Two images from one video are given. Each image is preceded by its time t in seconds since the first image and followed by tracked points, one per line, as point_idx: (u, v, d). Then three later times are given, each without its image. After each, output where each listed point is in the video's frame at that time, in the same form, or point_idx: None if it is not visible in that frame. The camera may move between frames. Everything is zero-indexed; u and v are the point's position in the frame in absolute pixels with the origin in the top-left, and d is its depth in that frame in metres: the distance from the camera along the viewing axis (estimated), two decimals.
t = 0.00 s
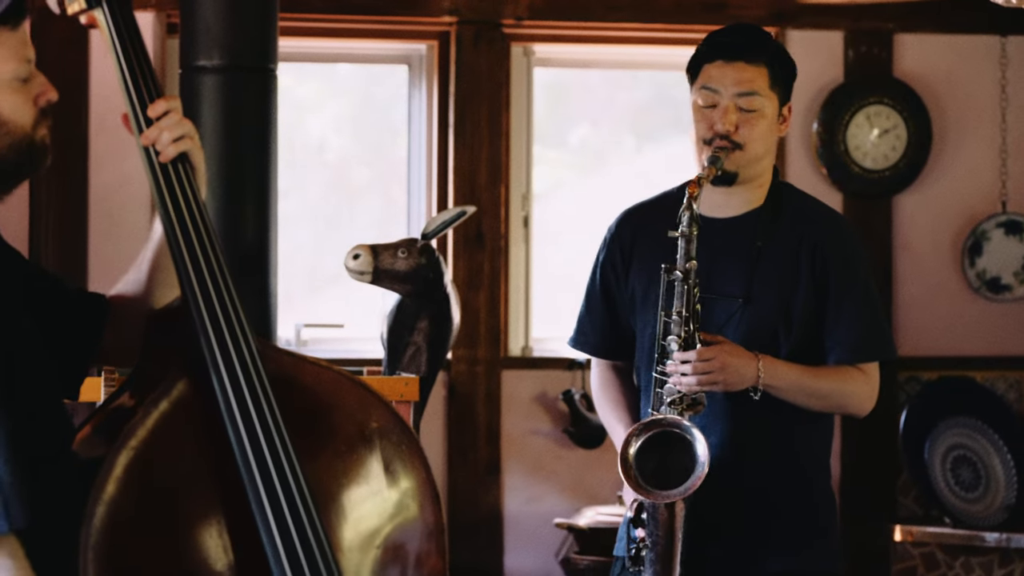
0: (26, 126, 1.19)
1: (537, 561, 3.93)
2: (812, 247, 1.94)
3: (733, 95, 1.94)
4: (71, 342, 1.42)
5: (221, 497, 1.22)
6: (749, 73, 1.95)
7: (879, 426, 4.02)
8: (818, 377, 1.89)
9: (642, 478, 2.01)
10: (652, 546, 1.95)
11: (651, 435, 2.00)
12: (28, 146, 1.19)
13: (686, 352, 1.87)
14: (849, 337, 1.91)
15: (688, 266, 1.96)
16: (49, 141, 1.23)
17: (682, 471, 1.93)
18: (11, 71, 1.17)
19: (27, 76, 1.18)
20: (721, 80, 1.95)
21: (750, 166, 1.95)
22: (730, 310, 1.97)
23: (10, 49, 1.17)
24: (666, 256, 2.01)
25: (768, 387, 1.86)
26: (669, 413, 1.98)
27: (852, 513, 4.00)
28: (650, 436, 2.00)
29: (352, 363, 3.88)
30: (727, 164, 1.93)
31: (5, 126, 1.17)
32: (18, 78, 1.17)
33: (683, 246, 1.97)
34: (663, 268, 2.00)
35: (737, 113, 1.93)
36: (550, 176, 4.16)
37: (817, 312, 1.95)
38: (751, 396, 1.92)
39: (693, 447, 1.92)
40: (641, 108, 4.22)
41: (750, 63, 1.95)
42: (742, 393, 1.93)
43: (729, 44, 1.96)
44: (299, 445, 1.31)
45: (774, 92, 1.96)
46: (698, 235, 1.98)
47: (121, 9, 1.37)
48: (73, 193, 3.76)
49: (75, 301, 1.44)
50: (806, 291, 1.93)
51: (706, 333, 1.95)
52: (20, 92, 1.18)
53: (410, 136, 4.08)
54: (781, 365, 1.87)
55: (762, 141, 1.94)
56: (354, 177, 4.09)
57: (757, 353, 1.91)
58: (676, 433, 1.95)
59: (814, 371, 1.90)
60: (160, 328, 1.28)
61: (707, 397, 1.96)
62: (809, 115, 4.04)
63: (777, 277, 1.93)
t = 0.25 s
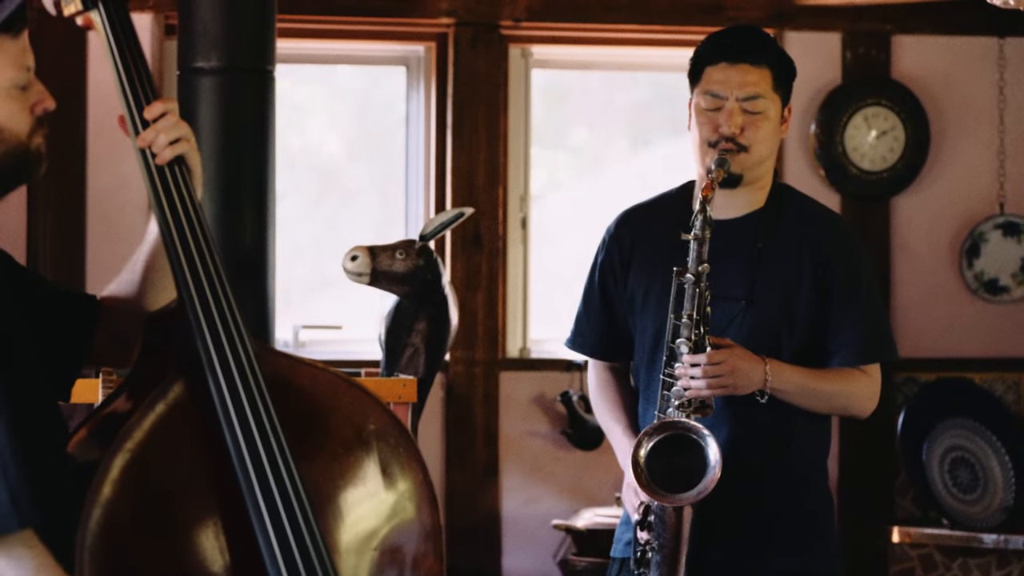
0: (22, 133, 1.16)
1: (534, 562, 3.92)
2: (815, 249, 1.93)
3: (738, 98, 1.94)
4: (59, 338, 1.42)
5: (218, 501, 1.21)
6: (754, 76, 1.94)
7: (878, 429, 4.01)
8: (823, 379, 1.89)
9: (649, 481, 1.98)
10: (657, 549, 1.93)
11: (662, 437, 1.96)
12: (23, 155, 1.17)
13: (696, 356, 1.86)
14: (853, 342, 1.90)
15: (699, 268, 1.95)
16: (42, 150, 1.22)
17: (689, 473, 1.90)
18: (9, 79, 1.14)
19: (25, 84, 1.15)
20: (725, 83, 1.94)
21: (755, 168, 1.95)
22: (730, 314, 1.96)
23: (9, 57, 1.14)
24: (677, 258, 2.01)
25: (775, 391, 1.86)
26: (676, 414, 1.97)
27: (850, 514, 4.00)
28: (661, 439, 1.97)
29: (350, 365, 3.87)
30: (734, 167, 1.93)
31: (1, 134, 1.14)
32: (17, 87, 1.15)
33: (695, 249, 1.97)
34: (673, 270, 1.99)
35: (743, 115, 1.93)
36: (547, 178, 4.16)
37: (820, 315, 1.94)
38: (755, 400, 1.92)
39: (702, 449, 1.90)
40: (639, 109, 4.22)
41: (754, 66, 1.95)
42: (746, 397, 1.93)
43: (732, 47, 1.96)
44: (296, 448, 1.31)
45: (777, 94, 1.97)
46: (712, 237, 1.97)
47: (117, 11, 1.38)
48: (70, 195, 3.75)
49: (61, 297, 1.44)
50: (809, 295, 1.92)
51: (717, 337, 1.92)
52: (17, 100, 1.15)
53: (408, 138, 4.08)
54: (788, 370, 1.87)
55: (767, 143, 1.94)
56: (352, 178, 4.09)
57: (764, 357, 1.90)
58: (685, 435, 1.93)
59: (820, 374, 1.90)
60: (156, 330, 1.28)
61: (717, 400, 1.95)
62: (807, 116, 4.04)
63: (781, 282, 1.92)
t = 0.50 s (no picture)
0: (12, 130, 1.18)
1: (532, 563, 3.92)
2: (815, 251, 1.93)
3: (740, 100, 1.93)
4: (59, 341, 1.42)
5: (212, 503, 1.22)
6: (756, 79, 1.94)
7: (875, 430, 4.01)
8: (828, 382, 1.90)
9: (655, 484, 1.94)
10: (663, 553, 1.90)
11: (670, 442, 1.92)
12: (16, 153, 1.19)
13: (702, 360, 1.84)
14: (857, 341, 1.91)
15: (709, 272, 1.93)
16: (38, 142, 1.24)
17: (699, 476, 1.88)
18: None
19: (14, 81, 1.15)
20: (727, 86, 1.93)
21: (756, 171, 1.94)
22: (734, 316, 1.96)
23: None
24: (685, 262, 1.99)
25: (779, 394, 1.86)
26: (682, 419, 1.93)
27: (848, 515, 4.00)
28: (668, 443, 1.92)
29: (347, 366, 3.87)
30: (736, 169, 1.92)
31: None
32: (5, 83, 1.15)
33: (704, 254, 1.94)
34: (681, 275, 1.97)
35: (745, 118, 1.92)
36: (545, 179, 4.16)
37: (820, 317, 1.94)
38: (760, 404, 1.91)
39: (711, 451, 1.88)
40: (637, 110, 4.22)
41: (756, 68, 1.94)
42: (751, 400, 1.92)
43: (733, 48, 1.95)
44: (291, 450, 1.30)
45: (778, 98, 1.96)
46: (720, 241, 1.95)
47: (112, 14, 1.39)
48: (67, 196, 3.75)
49: (60, 300, 1.43)
50: (810, 297, 1.92)
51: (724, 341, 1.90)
52: (7, 97, 1.16)
53: (405, 139, 4.08)
54: (793, 372, 1.86)
55: (768, 147, 1.94)
56: (350, 180, 4.08)
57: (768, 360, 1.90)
58: (696, 441, 1.89)
59: (824, 376, 1.90)
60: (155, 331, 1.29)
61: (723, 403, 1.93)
62: (805, 117, 4.04)
63: (781, 284, 1.93)
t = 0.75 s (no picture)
0: (7, 133, 1.18)
1: (530, 564, 3.92)
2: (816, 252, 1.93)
3: (742, 102, 1.92)
4: (54, 347, 1.42)
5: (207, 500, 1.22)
6: (758, 81, 1.92)
7: (873, 431, 4.01)
8: (828, 384, 1.89)
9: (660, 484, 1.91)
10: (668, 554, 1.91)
11: (679, 442, 1.89)
12: (11, 156, 1.19)
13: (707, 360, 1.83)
14: (857, 347, 1.91)
15: (715, 274, 1.93)
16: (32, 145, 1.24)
17: (708, 477, 1.86)
18: None
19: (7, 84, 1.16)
20: (730, 87, 1.92)
21: (756, 173, 1.93)
22: (734, 318, 1.95)
23: None
24: (693, 264, 1.99)
25: (783, 395, 1.85)
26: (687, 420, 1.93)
27: (846, 515, 4.01)
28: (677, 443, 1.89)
29: (345, 367, 3.86)
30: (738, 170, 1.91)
31: None
32: None
33: (711, 255, 1.94)
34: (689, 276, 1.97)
35: (747, 120, 1.91)
36: (543, 180, 4.15)
37: (821, 318, 1.95)
38: (762, 404, 1.92)
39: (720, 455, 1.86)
40: (636, 110, 4.21)
41: (758, 70, 1.93)
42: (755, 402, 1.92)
43: (735, 49, 1.93)
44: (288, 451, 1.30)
45: (780, 100, 1.95)
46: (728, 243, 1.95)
47: (107, 15, 1.38)
48: (65, 197, 3.74)
49: (55, 306, 1.43)
50: (810, 299, 1.93)
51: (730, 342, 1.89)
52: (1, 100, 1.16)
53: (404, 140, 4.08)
54: (797, 374, 1.86)
55: (769, 149, 1.92)
56: (348, 181, 4.08)
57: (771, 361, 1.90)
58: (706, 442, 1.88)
59: (824, 378, 1.90)
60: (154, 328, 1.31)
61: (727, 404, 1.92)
62: (803, 117, 4.04)
63: (782, 286, 1.93)
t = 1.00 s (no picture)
0: (4, 134, 1.17)
1: (528, 565, 3.92)
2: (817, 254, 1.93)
3: (747, 103, 1.91)
4: (50, 347, 1.42)
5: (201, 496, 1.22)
6: (763, 83, 1.93)
7: (872, 433, 4.01)
8: (829, 386, 1.89)
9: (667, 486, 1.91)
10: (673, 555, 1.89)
11: (692, 444, 1.89)
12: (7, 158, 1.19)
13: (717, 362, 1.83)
14: (858, 347, 1.91)
15: (726, 275, 1.92)
16: (27, 149, 1.24)
17: (719, 479, 1.86)
18: None
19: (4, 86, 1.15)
20: (735, 88, 1.92)
21: (758, 175, 1.93)
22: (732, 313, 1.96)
23: None
24: (705, 266, 1.99)
25: (789, 397, 1.85)
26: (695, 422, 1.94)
27: (845, 516, 4.00)
28: (690, 445, 1.90)
29: (343, 369, 3.86)
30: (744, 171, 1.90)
31: None
32: None
33: (723, 256, 1.94)
34: (700, 278, 1.96)
35: (751, 121, 1.91)
36: (542, 182, 4.16)
37: (822, 319, 1.95)
38: (767, 405, 1.92)
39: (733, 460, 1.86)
40: (636, 111, 4.21)
41: (761, 71, 1.93)
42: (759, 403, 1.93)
43: (736, 51, 1.93)
44: (283, 453, 1.30)
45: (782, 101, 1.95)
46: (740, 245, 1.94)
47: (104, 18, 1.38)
48: (64, 198, 3.74)
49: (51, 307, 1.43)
50: (812, 300, 1.93)
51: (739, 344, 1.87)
52: None
53: (403, 141, 4.08)
54: (802, 376, 1.86)
55: (771, 151, 1.93)
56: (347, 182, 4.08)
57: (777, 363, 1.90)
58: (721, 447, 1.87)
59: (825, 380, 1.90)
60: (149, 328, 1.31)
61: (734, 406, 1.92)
62: (802, 119, 4.04)
63: (783, 286, 1.94)
